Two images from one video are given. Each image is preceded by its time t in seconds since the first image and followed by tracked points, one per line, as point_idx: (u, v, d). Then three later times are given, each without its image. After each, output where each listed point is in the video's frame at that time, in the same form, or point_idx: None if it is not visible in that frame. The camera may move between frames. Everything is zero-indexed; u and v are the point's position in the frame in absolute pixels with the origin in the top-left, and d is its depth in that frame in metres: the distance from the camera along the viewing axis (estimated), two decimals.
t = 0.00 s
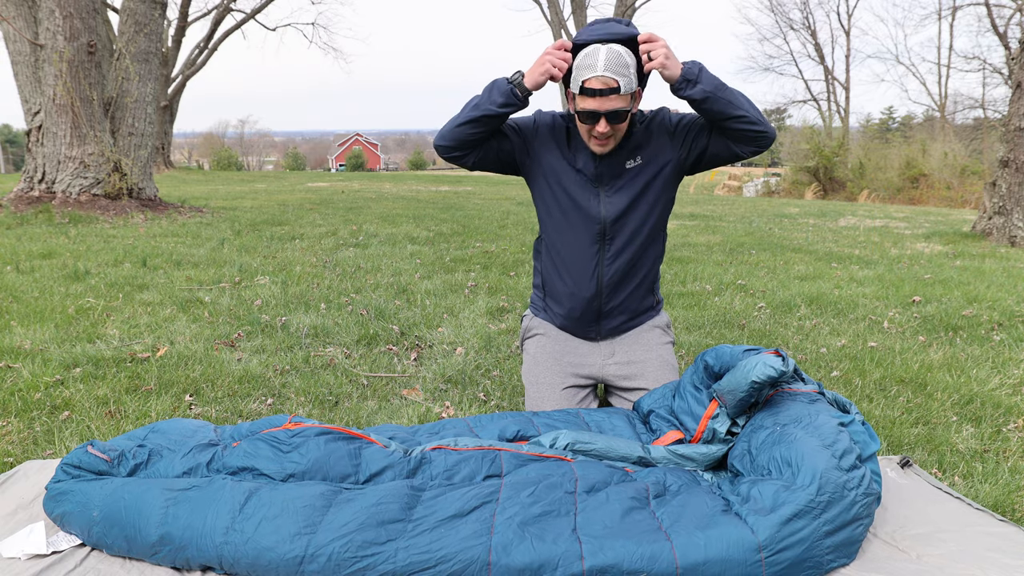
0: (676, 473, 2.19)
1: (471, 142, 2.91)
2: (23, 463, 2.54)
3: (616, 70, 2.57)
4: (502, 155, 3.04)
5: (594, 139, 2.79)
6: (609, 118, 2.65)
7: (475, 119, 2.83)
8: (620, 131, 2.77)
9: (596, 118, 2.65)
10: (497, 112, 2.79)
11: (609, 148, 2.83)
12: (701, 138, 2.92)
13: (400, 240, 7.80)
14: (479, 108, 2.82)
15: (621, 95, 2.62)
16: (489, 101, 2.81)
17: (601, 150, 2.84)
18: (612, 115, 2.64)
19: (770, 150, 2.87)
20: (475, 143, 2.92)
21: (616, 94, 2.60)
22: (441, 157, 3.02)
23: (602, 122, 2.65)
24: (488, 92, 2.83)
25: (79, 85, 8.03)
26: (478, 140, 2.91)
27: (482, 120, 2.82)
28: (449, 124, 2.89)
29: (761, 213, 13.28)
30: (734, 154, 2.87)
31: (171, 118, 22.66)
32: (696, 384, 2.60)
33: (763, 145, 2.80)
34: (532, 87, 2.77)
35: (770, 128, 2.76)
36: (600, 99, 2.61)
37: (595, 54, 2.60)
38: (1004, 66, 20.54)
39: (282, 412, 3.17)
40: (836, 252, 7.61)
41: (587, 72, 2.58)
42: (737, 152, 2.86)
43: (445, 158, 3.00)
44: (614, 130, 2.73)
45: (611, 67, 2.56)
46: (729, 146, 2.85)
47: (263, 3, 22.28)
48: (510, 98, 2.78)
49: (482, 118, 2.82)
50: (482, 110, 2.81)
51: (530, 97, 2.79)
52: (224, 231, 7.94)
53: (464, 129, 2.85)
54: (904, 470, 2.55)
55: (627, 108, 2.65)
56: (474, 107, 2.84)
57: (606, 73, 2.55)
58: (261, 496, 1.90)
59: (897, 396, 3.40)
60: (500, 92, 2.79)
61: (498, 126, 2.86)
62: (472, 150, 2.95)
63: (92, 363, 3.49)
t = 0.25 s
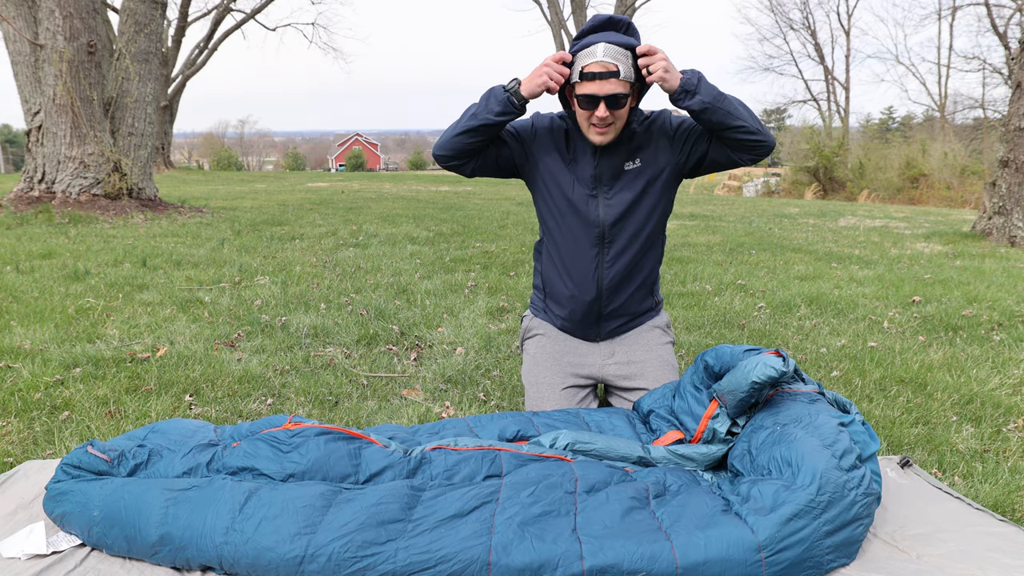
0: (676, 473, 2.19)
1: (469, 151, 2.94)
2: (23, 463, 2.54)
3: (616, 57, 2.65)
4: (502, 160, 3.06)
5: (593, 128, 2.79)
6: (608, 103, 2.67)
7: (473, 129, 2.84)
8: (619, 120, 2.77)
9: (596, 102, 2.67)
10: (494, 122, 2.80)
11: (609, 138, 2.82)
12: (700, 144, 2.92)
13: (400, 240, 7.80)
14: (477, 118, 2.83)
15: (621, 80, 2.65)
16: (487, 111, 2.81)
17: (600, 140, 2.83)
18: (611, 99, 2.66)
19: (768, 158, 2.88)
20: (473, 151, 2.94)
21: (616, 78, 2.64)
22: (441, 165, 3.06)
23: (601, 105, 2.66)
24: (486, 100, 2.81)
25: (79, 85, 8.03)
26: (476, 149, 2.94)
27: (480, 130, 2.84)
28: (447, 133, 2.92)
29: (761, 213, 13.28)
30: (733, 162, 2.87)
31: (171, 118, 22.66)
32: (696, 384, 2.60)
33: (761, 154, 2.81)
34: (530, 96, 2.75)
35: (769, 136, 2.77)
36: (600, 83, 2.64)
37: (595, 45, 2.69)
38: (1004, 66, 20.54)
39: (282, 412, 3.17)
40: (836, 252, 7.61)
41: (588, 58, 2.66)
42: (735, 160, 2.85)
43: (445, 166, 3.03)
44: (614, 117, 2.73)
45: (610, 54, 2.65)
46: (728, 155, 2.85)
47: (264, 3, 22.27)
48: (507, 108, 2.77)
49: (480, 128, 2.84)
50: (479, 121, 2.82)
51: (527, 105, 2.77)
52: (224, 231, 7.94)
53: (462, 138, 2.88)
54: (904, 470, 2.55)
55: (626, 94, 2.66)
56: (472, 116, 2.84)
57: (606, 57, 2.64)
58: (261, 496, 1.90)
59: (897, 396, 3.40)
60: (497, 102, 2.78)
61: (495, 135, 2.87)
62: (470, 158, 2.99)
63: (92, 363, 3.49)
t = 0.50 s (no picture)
0: (676, 473, 2.19)
1: (473, 159, 2.92)
2: (23, 463, 2.54)
3: (617, 47, 2.68)
4: (505, 164, 3.04)
5: (597, 119, 2.81)
6: (611, 94, 2.69)
7: (477, 137, 2.83)
8: (621, 112, 2.79)
9: (598, 93, 2.69)
10: (498, 128, 2.79)
11: (613, 129, 2.84)
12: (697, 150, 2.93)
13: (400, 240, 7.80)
14: (480, 126, 2.81)
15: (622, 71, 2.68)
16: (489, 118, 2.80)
17: (603, 132, 2.85)
18: (613, 89, 2.69)
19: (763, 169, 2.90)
20: (477, 158, 2.92)
21: (617, 69, 2.66)
22: (447, 176, 3.04)
23: (604, 96, 2.68)
24: (487, 108, 2.81)
25: (79, 84, 8.03)
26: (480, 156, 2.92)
27: (484, 138, 2.82)
28: (450, 143, 2.90)
29: (761, 213, 13.28)
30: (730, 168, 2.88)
31: (172, 118, 22.66)
32: (696, 384, 2.60)
33: (756, 165, 2.83)
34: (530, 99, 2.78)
35: (764, 147, 2.79)
36: (602, 73, 2.67)
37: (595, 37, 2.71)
38: (1004, 66, 20.53)
39: (282, 412, 3.17)
40: (836, 252, 7.61)
41: (588, 50, 2.70)
42: (731, 169, 2.87)
43: (450, 176, 3.01)
44: (618, 108, 2.75)
45: (611, 45, 2.68)
46: (725, 162, 2.85)
47: (264, 3, 22.27)
48: (510, 113, 2.77)
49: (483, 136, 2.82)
50: (483, 129, 2.81)
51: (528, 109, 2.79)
52: (224, 231, 7.94)
53: (466, 147, 2.86)
54: (904, 470, 2.55)
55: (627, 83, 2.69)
56: (474, 124, 2.83)
57: (606, 48, 2.66)
58: (261, 496, 1.90)
59: (897, 396, 3.40)
60: (499, 108, 2.78)
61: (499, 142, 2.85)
62: (475, 166, 2.97)
63: (92, 363, 3.49)
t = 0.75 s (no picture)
0: (676, 473, 2.19)
1: (481, 159, 2.91)
2: (23, 463, 2.53)
3: (615, 50, 2.66)
4: (510, 165, 3.04)
5: (597, 121, 2.81)
6: (611, 97, 2.70)
7: (482, 135, 2.82)
8: (621, 112, 2.80)
9: (598, 97, 2.70)
10: (501, 121, 2.78)
11: (614, 130, 2.84)
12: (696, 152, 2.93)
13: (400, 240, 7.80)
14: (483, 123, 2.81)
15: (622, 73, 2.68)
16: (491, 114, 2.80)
17: (604, 133, 2.85)
18: (613, 93, 2.69)
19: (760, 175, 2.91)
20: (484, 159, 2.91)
21: (617, 72, 2.66)
22: (456, 182, 3.04)
23: (604, 100, 2.69)
24: (487, 105, 2.82)
25: (79, 84, 8.03)
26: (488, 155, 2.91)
27: (489, 133, 2.81)
28: (455, 146, 2.90)
29: (761, 213, 13.28)
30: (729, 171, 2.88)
31: (172, 118, 22.66)
32: (696, 384, 2.60)
33: (754, 171, 2.83)
34: (531, 90, 2.80)
35: (763, 153, 2.80)
36: (602, 77, 2.67)
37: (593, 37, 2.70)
38: (1005, 66, 20.52)
39: (282, 412, 3.17)
40: (836, 252, 7.61)
41: (587, 54, 2.68)
42: (729, 173, 2.87)
43: (458, 181, 3.00)
44: (618, 110, 2.76)
45: (610, 48, 2.66)
46: (723, 165, 2.86)
47: (264, 3, 22.26)
48: (512, 104, 2.77)
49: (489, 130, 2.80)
50: (487, 124, 2.79)
51: (531, 101, 2.81)
52: (224, 231, 7.94)
53: (472, 147, 2.85)
54: (904, 470, 2.55)
55: (626, 86, 2.69)
56: (477, 122, 2.83)
57: (605, 51, 2.65)
58: (261, 497, 1.90)
59: (897, 396, 3.40)
60: (500, 101, 2.78)
61: (505, 136, 2.84)
62: (483, 167, 2.96)
63: (92, 363, 3.49)
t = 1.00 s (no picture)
0: (676, 473, 2.19)
1: (486, 154, 2.87)
2: (23, 463, 2.54)
3: (615, 57, 2.66)
4: (516, 163, 3.01)
5: (596, 127, 2.83)
6: (610, 104, 2.70)
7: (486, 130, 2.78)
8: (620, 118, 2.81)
9: (598, 104, 2.70)
10: (503, 114, 2.74)
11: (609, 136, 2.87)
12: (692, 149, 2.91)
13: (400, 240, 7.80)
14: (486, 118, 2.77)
15: (621, 81, 2.68)
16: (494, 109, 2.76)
17: (602, 138, 2.87)
18: (613, 100, 2.69)
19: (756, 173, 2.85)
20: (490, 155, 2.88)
21: (616, 79, 2.66)
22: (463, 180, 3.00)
23: (603, 107, 2.69)
24: (489, 100, 2.79)
25: (79, 84, 8.03)
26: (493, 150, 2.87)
27: (492, 128, 2.77)
28: (459, 142, 2.86)
29: (761, 213, 13.28)
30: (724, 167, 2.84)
31: (171, 118, 22.67)
32: (697, 384, 2.60)
33: (748, 167, 2.77)
34: (532, 80, 2.80)
35: (759, 149, 2.75)
36: (601, 84, 2.67)
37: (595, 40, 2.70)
38: (1005, 65, 20.52)
39: (282, 412, 3.17)
40: (836, 252, 7.61)
41: (587, 60, 2.67)
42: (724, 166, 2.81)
43: (464, 178, 2.96)
44: (616, 117, 2.77)
45: (610, 54, 2.65)
46: (717, 161, 2.82)
47: (264, 3, 22.26)
48: (514, 97, 2.74)
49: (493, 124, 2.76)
50: (490, 118, 2.75)
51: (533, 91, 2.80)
52: (224, 231, 7.94)
53: (476, 142, 2.81)
54: (904, 470, 2.55)
55: (626, 93, 2.70)
56: (479, 117, 2.79)
57: (606, 59, 2.64)
58: (261, 497, 1.90)
59: (897, 396, 3.40)
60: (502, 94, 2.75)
61: (507, 130, 2.80)
62: (490, 162, 2.91)
63: (92, 363, 3.49)
